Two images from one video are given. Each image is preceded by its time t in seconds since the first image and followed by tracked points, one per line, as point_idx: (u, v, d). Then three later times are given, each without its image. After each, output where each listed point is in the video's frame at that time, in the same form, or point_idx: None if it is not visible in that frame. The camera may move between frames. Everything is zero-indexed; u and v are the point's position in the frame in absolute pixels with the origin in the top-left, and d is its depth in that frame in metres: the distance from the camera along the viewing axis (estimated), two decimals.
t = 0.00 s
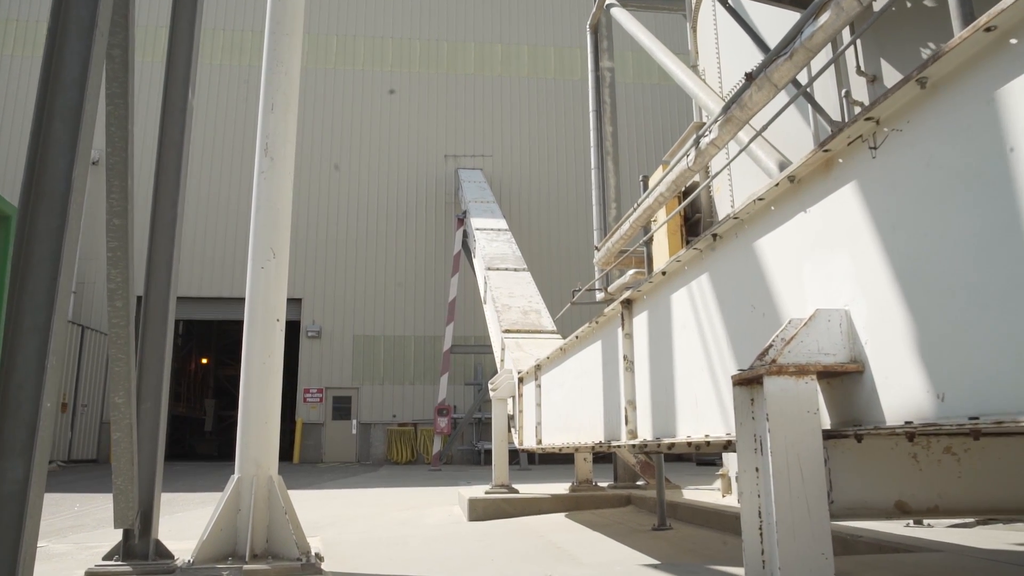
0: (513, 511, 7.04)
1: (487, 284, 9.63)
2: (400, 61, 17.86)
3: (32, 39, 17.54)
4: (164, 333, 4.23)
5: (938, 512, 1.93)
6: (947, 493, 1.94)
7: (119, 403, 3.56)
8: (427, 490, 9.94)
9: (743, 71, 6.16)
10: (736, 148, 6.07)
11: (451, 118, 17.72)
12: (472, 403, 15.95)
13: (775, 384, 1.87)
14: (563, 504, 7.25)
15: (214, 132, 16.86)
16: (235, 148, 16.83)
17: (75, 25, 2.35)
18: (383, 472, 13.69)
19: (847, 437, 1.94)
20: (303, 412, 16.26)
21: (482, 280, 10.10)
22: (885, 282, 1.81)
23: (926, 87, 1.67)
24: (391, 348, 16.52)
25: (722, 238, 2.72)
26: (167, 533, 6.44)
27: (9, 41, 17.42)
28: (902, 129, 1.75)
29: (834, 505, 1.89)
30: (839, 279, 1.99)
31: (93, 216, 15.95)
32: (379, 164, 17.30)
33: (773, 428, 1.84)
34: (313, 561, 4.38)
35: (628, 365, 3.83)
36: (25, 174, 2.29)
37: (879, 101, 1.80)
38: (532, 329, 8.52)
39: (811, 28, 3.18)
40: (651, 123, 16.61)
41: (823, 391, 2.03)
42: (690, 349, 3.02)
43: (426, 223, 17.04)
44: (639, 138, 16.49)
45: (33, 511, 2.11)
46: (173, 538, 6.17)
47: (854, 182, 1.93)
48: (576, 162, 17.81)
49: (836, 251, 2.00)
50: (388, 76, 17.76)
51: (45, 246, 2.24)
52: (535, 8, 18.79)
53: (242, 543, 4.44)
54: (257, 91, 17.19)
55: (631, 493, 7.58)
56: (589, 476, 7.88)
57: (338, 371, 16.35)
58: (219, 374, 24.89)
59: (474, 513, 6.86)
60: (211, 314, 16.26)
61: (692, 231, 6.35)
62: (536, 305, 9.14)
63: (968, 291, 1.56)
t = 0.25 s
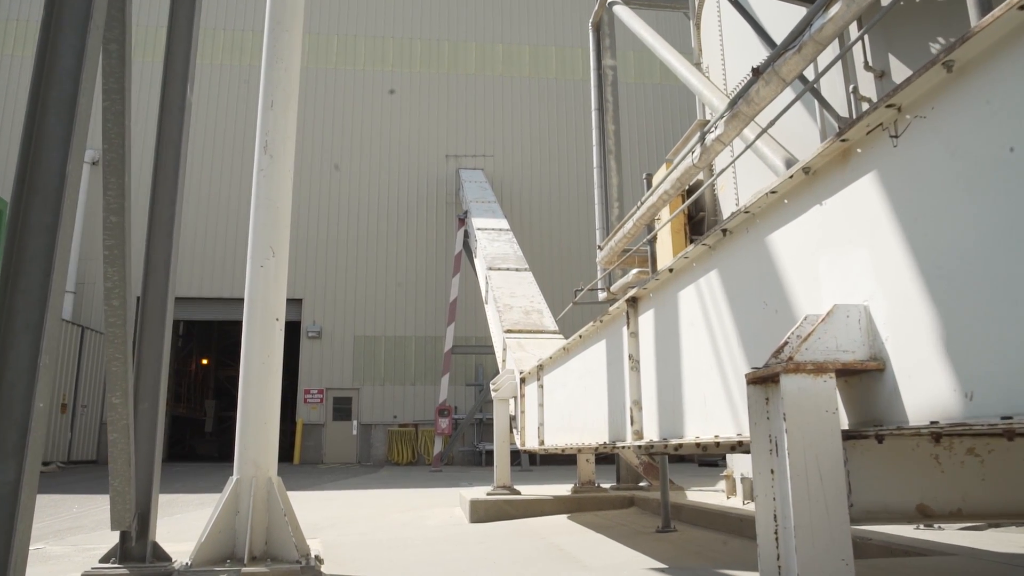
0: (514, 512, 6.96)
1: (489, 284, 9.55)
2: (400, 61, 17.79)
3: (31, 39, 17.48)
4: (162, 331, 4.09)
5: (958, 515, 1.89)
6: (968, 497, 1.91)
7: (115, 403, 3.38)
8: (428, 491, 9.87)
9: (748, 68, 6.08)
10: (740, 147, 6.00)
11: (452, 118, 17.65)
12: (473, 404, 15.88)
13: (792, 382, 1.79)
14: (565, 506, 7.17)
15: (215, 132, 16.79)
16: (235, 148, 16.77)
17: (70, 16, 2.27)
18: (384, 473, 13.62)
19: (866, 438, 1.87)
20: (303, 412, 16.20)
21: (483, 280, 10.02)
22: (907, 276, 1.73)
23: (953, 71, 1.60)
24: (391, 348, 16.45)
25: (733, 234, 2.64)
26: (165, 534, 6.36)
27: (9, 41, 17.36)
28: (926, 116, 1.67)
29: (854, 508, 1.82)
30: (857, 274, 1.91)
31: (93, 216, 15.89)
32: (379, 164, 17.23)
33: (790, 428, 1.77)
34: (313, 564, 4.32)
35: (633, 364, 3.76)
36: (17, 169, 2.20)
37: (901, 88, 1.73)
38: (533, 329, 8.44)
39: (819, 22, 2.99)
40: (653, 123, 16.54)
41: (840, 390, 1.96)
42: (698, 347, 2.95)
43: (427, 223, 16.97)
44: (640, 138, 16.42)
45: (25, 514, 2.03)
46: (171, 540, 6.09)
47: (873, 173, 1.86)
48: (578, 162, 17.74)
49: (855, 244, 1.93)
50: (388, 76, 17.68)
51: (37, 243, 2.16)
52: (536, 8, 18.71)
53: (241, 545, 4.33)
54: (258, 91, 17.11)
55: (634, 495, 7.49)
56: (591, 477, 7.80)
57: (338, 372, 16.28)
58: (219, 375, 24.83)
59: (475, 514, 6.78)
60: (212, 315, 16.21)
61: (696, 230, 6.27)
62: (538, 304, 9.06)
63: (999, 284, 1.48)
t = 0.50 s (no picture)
0: (517, 513, 6.88)
1: (490, 284, 9.47)
2: (401, 61, 17.72)
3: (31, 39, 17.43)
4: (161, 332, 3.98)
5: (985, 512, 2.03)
6: (994, 496, 2.04)
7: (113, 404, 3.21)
8: (429, 492, 9.79)
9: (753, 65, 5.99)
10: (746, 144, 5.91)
11: (453, 118, 17.58)
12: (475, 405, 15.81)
13: (812, 379, 1.72)
14: (569, 507, 7.09)
15: (215, 132, 16.73)
16: (235, 148, 16.70)
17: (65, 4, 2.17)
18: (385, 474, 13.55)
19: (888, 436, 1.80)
20: (304, 413, 16.13)
21: (484, 279, 9.94)
22: (932, 268, 1.66)
23: (984, 51, 1.52)
24: (392, 349, 16.37)
25: (744, 227, 2.56)
26: (163, 536, 6.28)
27: (9, 41, 17.30)
28: (953, 99, 1.60)
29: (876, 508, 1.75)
30: (878, 266, 1.84)
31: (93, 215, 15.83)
32: (380, 165, 17.16)
33: (809, 425, 1.70)
34: (313, 566, 4.24)
35: (639, 362, 3.68)
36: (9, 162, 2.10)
37: (926, 70, 1.65)
38: (535, 328, 8.36)
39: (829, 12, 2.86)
40: (655, 123, 16.47)
41: (860, 387, 1.89)
42: (707, 345, 2.87)
43: (428, 223, 16.89)
44: (642, 138, 16.35)
45: (17, 518, 1.94)
46: (169, 542, 6.01)
47: (895, 161, 1.78)
48: (580, 162, 17.66)
49: (875, 235, 1.85)
50: (388, 76, 17.62)
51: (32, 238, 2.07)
52: (538, 8, 18.64)
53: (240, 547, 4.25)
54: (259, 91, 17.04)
55: (638, 496, 7.41)
56: (595, 478, 7.72)
57: (339, 372, 16.21)
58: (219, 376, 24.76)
59: (477, 515, 6.70)
60: (213, 315, 16.15)
61: (701, 229, 6.19)
62: (540, 304, 8.98)
63: None
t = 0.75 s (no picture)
0: (519, 514, 6.80)
1: (492, 283, 9.40)
2: (402, 60, 17.65)
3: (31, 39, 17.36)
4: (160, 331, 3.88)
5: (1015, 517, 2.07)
6: None
7: (110, 402, 3.09)
8: (430, 493, 9.70)
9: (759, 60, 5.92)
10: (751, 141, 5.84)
11: (454, 117, 17.50)
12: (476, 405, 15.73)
13: (833, 373, 1.65)
14: (572, 507, 7.01)
15: (216, 131, 16.66)
16: (236, 148, 16.63)
17: None
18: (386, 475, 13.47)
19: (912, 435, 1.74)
20: (305, 413, 16.06)
21: (486, 279, 9.87)
22: (961, 258, 1.58)
23: (1019, 28, 1.44)
24: (393, 349, 16.30)
25: (756, 220, 2.48)
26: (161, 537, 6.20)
27: (8, 41, 17.22)
28: (984, 80, 1.52)
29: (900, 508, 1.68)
30: (901, 257, 1.76)
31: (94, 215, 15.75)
32: (381, 164, 17.09)
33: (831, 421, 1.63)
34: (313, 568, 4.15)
35: (646, 360, 3.61)
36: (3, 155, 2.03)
37: (954, 51, 1.57)
38: (538, 328, 8.28)
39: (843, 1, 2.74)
40: (657, 122, 16.40)
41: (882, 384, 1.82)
42: (716, 341, 2.79)
43: (430, 223, 16.81)
44: (645, 138, 16.27)
45: (10, 521, 1.85)
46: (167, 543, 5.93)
47: (920, 146, 1.70)
48: (581, 161, 17.58)
49: (898, 225, 1.77)
50: (388, 76, 17.55)
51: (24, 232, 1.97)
52: (539, 7, 18.56)
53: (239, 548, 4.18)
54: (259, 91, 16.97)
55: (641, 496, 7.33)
56: (598, 478, 7.64)
57: (340, 373, 16.13)
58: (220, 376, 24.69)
59: (479, 516, 6.62)
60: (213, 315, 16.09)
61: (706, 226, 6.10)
62: (542, 303, 8.90)
63: None
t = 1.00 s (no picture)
0: (522, 515, 6.73)
1: (494, 283, 9.32)
2: (403, 60, 17.58)
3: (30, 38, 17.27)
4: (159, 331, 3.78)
5: None
6: None
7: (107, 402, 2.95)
8: (431, 494, 9.62)
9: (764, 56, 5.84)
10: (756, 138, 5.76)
11: (455, 116, 17.42)
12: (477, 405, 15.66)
13: (858, 369, 1.58)
14: (575, 509, 6.94)
15: (216, 131, 16.59)
16: (237, 147, 16.56)
17: None
18: (387, 476, 13.40)
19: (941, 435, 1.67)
20: (306, 414, 15.99)
21: (488, 278, 9.79)
22: (993, 248, 1.50)
23: None
24: (395, 349, 16.22)
25: (769, 213, 2.41)
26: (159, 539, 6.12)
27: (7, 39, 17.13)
28: (1018, 61, 1.44)
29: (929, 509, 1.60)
30: (927, 248, 1.68)
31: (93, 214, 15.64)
32: (382, 164, 17.02)
33: (856, 419, 1.56)
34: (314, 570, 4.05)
35: (652, 358, 3.53)
36: None
37: (985, 31, 1.50)
38: (540, 327, 8.21)
39: None
40: (659, 122, 16.33)
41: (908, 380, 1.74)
42: (726, 338, 2.71)
43: (431, 223, 16.74)
44: (647, 138, 16.19)
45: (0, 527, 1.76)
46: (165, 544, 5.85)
47: (947, 132, 1.63)
48: (583, 161, 17.51)
49: (924, 215, 1.69)
50: (388, 76, 17.48)
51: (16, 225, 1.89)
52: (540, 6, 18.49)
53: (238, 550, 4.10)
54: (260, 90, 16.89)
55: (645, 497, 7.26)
56: (601, 479, 7.57)
57: (341, 373, 16.05)
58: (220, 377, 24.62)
59: (481, 518, 6.54)
60: (214, 316, 16.01)
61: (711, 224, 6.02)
62: (545, 303, 8.82)
63: None
